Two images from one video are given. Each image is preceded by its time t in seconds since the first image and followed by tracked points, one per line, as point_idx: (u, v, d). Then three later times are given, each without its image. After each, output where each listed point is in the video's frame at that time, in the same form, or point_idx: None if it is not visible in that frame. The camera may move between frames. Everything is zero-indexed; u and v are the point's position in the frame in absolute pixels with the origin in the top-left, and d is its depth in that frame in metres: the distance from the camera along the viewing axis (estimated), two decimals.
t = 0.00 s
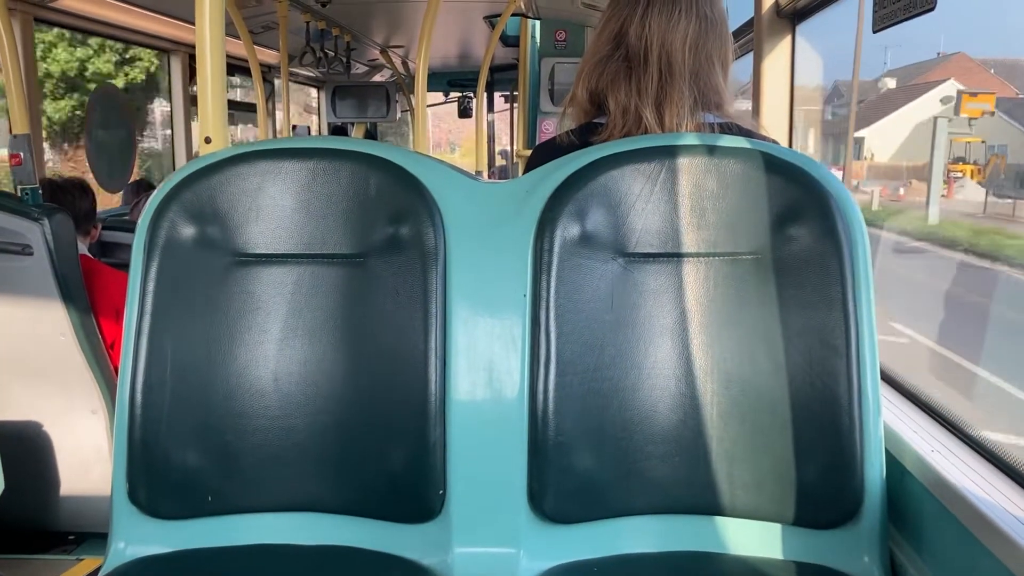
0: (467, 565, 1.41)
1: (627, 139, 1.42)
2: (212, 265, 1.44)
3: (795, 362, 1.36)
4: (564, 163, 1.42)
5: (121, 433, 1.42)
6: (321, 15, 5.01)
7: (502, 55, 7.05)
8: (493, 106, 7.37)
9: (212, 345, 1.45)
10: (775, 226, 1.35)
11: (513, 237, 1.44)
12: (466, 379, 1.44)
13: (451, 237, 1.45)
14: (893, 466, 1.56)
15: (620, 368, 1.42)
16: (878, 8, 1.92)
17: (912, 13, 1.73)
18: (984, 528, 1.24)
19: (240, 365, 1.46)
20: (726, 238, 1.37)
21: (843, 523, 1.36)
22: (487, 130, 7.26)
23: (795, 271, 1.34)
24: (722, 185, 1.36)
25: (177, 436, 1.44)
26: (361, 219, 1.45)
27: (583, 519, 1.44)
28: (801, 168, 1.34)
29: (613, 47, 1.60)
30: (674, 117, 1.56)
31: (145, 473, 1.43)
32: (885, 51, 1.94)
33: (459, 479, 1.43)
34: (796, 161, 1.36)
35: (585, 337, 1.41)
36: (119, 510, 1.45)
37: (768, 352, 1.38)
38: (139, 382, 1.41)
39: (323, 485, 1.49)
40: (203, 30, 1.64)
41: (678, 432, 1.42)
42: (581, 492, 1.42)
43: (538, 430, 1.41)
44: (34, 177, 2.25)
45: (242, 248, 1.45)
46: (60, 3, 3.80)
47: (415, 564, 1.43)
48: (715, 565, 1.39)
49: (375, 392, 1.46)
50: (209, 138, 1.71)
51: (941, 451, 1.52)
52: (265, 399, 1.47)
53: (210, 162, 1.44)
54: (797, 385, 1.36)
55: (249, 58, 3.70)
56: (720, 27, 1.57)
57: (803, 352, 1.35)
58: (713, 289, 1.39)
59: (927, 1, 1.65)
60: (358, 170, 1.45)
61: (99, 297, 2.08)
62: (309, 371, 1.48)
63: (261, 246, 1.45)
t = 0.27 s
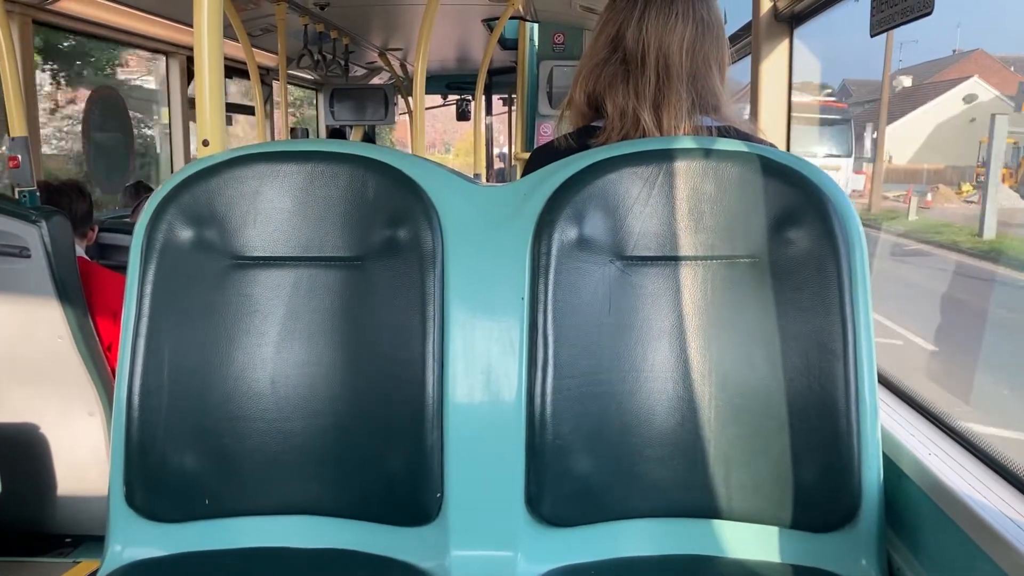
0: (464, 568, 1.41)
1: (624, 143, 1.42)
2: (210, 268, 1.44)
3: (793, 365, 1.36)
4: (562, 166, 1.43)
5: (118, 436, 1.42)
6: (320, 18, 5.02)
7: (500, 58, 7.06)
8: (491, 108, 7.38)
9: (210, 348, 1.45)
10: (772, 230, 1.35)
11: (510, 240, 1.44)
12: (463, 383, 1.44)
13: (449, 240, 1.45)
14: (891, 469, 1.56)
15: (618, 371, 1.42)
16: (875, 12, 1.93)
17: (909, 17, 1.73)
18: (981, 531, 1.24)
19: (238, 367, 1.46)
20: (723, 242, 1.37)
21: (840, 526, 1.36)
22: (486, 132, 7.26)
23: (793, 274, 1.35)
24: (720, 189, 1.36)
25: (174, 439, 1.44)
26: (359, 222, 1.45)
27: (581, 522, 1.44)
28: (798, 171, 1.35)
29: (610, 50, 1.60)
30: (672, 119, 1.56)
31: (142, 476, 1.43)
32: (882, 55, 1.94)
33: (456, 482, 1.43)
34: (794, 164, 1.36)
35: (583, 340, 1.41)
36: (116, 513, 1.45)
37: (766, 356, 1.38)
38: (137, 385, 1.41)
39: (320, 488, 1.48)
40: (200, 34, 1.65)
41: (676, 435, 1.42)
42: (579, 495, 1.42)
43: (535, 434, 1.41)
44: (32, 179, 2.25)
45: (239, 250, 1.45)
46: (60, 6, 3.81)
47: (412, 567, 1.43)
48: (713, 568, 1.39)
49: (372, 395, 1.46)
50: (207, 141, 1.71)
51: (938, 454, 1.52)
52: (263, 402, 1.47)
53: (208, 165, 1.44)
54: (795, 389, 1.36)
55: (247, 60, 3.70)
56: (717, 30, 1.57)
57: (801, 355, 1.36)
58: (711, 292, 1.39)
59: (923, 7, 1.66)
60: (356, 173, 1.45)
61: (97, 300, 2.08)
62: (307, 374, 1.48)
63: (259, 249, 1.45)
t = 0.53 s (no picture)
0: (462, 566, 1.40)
1: (623, 141, 1.42)
2: (207, 265, 1.44)
3: (791, 363, 1.36)
4: (560, 163, 1.42)
5: (116, 433, 1.42)
6: (319, 17, 5.01)
7: (499, 57, 7.06)
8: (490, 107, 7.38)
9: (208, 345, 1.45)
10: (770, 228, 1.35)
11: (509, 238, 1.44)
12: (461, 380, 1.44)
13: (448, 238, 1.45)
14: (889, 468, 1.56)
15: (616, 369, 1.42)
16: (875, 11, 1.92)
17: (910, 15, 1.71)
18: (979, 529, 1.25)
19: (235, 365, 1.46)
20: (721, 240, 1.37)
21: (838, 524, 1.36)
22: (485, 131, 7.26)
23: (791, 272, 1.35)
24: (718, 187, 1.36)
25: (171, 436, 1.44)
26: (357, 220, 1.45)
27: (579, 519, 1.44)
28: (796, 169, 1.35)
29: (609, 48, 1.60)
30: (671, 117, 1.57)
31: (140, 474, 1.43)
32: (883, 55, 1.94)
33: (454, 480, 1.43)
34: (791, 162, 1.36)
35: (581, 338, 1.41)
36: (113, 511, 1.44)
37: (763, 354, 1.38)
38: (134, 382, 1.40)
39: (318, 485, 1.48)
40: (199, 31, 1.64)
41: (673, 433, 1.42)
42: (577, 493, 1.42)
43: (533, 431, 1.41)
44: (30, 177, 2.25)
45: (237, 248, 1.45)
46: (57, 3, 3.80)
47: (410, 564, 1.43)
48: (711, 566, 1.39)
49: (371, 392, 1.46)
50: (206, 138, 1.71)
51: (936, 452, 1.52)
52: (260, 399, 1.47)
53: (206, 162, 1.44)
54: (793, 387, 1.36)
55: (246, 59, 3.70)
56: (716, 28, 1.57)
57: (798, 354, 1.36)
58: (709, 291, 1.39)
59: (923, 4, 1.67)
60: (354, 170, 1.45)
61: (94, 297, 2.08)
62: (305, 371, 1.48)
63: (256, 246, 1.45)
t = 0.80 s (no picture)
0: (461, 564, 1.40)
1: (622, 138, 1.42)
2: (205, 263, 1.43)
3: (790, 360, 1.36)
4: (559, 161, 1.42)
5: (113, 431, 1.42)
6: (317, 15, 5.01)
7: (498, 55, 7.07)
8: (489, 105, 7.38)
9: (206, 343, 1.44)
10: (769, 225, 1.35)
11: (507, 236, 1.44)
12: (460, 378, 1.43)
13: (446, 236, 1.45)
14: (888, 465, 1.56)
15: (614, 367, 1.41)
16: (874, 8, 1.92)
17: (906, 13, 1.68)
18: (977, 525, 1.25)
19: (234, 363, 1.46)
20: (720, 237, 1.37)
21: (837, 522, 1.36)
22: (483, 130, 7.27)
23: (790, 270, 1.34)
24: (717, 184, 1.36)
25: (170, 435, 1.43)
26: (355, 217, 1.44)
27: (578, 517, 1.43)
28: (795, 166, 1.34)
29: (607, 45, 1.60)
30: (670, 114, 1.56)
31: (138, 472, 1.42)
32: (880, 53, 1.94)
33: (453, 478, 1.42)
34: (789, 159, 1.35)
35: (579, 336, 1.41)
36: (112, 509, 1.44)
37: (762, 351, 1.38)
38: (132, 380, 1.40)
39: (316, 484, 1.48)
40: (197, 28, 1.64)
41: (672, 431, 1.42)
42: (575, 491, 1.42)
43: (532, 429, 1.40)
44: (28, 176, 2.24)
45: (235, 246, 1.44)
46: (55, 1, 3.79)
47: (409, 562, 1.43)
48: (710, 563, 1.39)
49: (370, 390, 1.46)
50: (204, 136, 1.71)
51: (934, 448, 1.53)
52: (258, 397, 1.47)
53: (204, 160, 1.43)
54: (792, 384, 1.36)
55: (244, 57, 3.69)
56: (713, 25, 1.57)
57: (797, 351, 1.36)
58: (708, 288, 1.39)
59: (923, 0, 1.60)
60: (352, 168, 1.44)
61: (92, 296, 2.07)
62: (303, 370, 1.48)
63: (254, 244, 1.45)
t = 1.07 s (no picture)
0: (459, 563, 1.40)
1: (619, 137, 1.42)
2: (204, 263, 1.43)
3: (788, 359, 1.36)
4: (557, 160, 1.42)
5: (112, 431, 1.42)
6: (314, 15, 5.01)
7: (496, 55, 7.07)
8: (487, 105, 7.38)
9: (204, 343, 1.44)
10: (767, 224, 1.35)
11: (505, 236, 1.44)
12: (459, 377, 1.43)
13: (444, 235, 1.45)
14: (886, 463, 1.57)
15: (613, 365, 1.42)
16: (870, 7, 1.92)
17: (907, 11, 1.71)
18: (974, 523, 1.25)
19: (232, 363, 1.46)
20: (718, 236, 1.37)
21: (835, 520, 1.36)
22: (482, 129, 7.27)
23: (788, 268, 1.35)
24: (715, 183, 1.36)
25: (169, 435, 1.43)
26: (353, 217, 1.44)
27: (576, 516, 1.44)
28: (793, 165, 1.34)
29: (604, 44, 1.60)
30: (667, 113, 1.56)
31: (137, 472, 1.42)
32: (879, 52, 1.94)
33: (452, 478, 1.43)
34: (787, 158, 1.35)
35: (578, 334, 1.41)
36: (110, 509, 1.44)
37: (760, 350, 1.38)
38: (131, 380, 1.40)
39: (314, 483, 1.48)
40: (194, 28, 1.64)
41: (670, 430, 1.42)
42: (574, 490, 1.42)
43: (531, 428, 1.41)
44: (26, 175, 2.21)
45: (233, 245, 1.44)
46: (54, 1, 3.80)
47: (408, 562, 1.43)
48: (708, 562, 1.39)
49: (368, 390, 1.46)
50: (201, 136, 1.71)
51: (931, 446, 1.53)
52: (257, 397, 1.47)
53: (202, 159, 1.43)
54: (790, 383, 1.36)
55: (243, 57, 3.69)
56: (710, 24, 1.57)
57: (795, 349, 1.36)
58: (706, 287, 1.39)
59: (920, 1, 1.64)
60: (350, 167, 1.44)
61: (91, 296, 2.07)
62: (301, 369, 1.48)
63: (253, 244, 1.45)
